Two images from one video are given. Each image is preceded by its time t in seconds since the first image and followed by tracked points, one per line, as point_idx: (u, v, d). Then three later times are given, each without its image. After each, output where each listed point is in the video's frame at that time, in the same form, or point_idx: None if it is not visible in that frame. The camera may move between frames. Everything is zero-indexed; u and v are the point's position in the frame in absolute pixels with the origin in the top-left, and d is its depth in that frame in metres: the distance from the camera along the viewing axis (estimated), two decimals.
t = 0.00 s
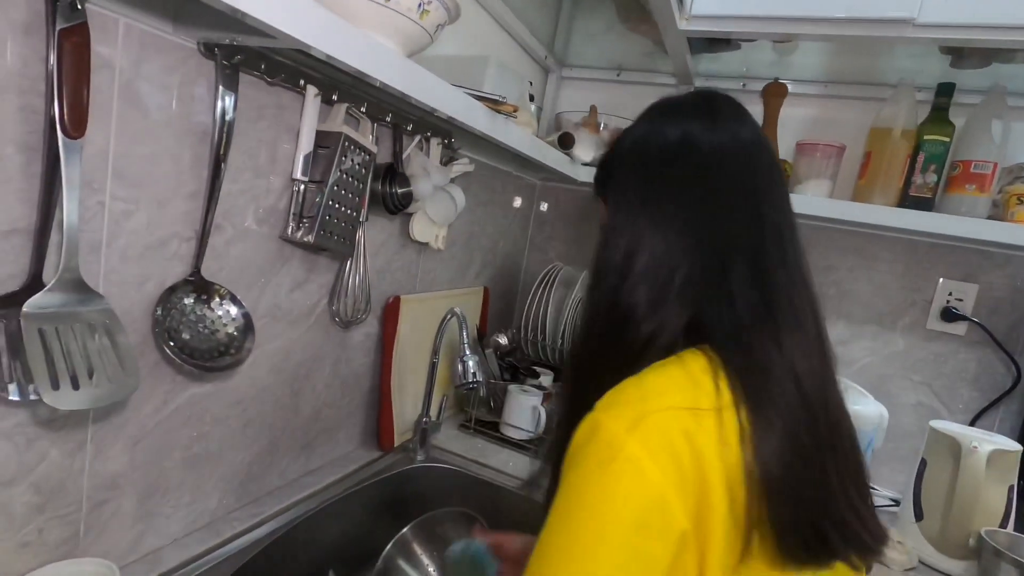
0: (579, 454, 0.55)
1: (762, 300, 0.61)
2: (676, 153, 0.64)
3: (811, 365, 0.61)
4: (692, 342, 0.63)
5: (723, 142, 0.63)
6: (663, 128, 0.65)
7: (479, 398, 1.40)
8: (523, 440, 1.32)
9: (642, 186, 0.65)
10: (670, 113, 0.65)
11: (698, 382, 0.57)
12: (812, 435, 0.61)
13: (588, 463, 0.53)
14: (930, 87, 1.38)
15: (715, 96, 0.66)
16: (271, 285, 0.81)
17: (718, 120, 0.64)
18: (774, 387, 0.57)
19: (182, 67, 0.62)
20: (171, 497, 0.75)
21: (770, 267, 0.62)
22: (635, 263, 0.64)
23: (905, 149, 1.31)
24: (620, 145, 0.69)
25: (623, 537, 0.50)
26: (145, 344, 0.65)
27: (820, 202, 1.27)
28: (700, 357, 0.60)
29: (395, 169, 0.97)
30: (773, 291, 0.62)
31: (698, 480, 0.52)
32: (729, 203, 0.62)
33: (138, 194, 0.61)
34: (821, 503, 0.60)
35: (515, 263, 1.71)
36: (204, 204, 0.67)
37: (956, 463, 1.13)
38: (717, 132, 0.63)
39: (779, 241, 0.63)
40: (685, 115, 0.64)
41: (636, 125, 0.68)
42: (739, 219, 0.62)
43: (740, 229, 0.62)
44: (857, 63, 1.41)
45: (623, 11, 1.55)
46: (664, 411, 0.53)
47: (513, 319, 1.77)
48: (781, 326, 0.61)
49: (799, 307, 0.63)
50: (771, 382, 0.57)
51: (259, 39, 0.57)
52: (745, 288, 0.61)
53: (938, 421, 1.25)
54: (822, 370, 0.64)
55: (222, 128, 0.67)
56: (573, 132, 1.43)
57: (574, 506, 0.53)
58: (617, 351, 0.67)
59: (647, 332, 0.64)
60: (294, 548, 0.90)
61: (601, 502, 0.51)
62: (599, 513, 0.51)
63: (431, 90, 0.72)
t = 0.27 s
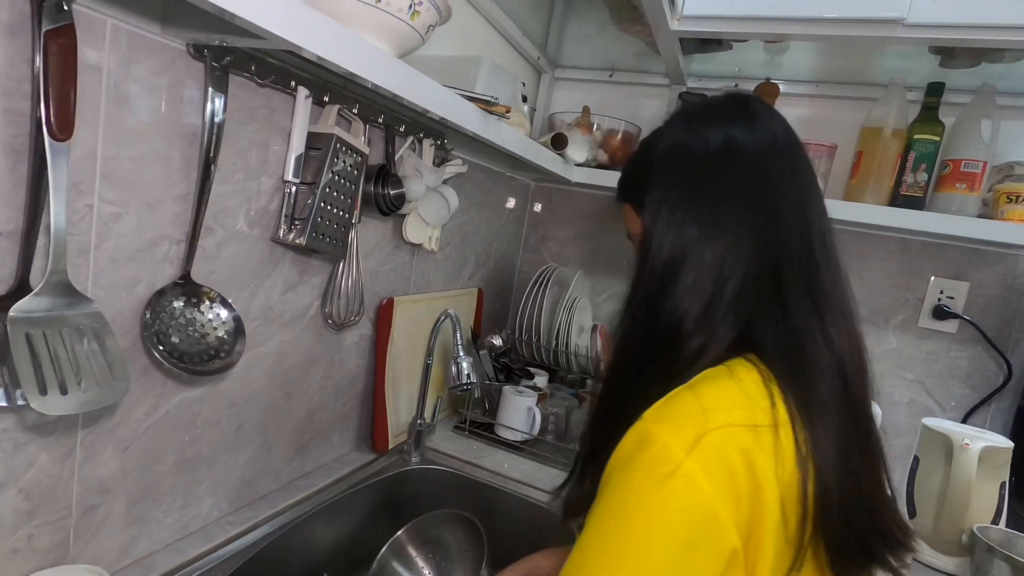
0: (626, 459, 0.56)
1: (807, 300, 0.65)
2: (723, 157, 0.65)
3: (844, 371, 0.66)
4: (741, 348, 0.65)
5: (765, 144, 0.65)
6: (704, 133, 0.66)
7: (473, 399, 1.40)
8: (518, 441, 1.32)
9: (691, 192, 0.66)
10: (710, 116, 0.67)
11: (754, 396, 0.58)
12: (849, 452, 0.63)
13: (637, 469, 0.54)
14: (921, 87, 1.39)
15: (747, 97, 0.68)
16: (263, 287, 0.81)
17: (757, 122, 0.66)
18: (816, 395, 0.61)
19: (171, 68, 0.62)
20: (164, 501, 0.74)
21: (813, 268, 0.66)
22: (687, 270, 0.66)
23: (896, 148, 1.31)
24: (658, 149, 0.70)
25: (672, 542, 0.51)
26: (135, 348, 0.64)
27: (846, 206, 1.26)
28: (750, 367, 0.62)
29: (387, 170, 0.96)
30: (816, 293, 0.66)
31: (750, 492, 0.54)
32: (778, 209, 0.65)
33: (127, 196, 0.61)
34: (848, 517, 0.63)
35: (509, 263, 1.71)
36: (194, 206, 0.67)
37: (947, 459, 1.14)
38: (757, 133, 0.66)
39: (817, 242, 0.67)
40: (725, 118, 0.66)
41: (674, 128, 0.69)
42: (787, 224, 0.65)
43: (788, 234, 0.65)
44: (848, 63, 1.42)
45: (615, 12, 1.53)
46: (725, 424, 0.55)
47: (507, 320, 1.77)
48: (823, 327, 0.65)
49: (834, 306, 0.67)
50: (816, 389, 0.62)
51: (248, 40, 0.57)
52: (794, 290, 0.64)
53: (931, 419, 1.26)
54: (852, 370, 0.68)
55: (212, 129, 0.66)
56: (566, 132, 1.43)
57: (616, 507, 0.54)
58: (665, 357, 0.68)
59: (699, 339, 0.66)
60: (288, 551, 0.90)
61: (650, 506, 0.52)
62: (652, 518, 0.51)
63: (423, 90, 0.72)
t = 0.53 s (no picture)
0: (614, 460, 0.55)
1: (805, 306, 0.67)
2: (726, 165, 0.66)
3: (835, 374, 0.68)
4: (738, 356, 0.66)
5: (765, 152, 0.67)
6: (706, 141, 0.67)
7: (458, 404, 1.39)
8: (503, 446, 1.32)
9: (698, 201, 0.66)
10: (711, 125, 0.68)
11: (745, 406, 0.59)
12: (833, 462, 0.65)
13: (623, 471, 0.53)
14: (898, 93, 1.41)
15: (742, 105, 0.70)
16: (242, 294, 0.79)
17: (755, 130, 0.68)
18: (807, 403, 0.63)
19: (144, 72, 0.61)
20: (139, 514, 0.73)
21: (810, 273, 0.68)
22: (694, 278, 0.66)
23: (874, 154, 1.33)
24: (659, 157, 0.70)
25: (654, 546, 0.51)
26: (108, 358, 0.63)
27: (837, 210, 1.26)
28: (741, 377, 0.63)
29: (369, 175, 0.95)
30: (812, 298, 0.68)
31: (734, 499, 0.55)
32: (779, 217, 0.66)
33: (99, 203, 0.59)
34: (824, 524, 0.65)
35: (493, 267, 1.70)
36: (169, 212, 0.65)
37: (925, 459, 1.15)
38: (756, 140, 0.67)
39: (811, 247, 0.69)
40: (725, 127, 0.67)
41: (674, 135, 0.69)
42: (788, 231, 0.67)
43: (789, 241, 0.66)
44: (826, 69, 1.44)
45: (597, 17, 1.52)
46: (717, 434, 0.55)
47: (492, 323, 1.77)
48: (819, 331, 0.67)
49: (828, 309, 0.70)
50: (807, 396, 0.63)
51: (223, 44, 0.56)
52: (796, 295, 0.66)
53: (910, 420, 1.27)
54: (844, 374, 0.71)
55: (188, 134, 0.65)
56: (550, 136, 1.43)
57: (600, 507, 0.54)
58: (670, 366, 0.68)
59: (706, 346, 0.66)
60: (268, 562, 0.88)
61: (635, 509, 0.52)
62: (636, 520, 0.51)
63: (404, 95, 0.71)
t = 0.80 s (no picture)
0: (594, 455, 0.55)
1: (774, 310, 0.66)
2: (691, 172, 0.66)
3: (809, 377, 0.67)
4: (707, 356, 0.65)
5: (731, 158, 0.67)
6: (672, 149, 0.67)
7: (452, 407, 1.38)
8: (497, 449, 1.31)
9: (662, 206, 0.67)
10: (679, 132, 0.68)
11: (725, 402, 0.59)
12: (812, 461, 0.64)
13: (603, 465, 0.53)
14: (887, 91, 1.42)
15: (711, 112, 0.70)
16: (231, 299, 0.78)
17: (722, 136, 0.67)
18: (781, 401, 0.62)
19: (128, 74, 0.59)
20: (128, 525, 0.71)
21: (778, 278, 0.67)
22: (658, 281, 0.66)
23: (864, 153, 1.34)
24: (628, 164, 0.70)
25: (633, 540, 0.50)
26: (94, 366, 0.61)
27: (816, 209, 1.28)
28: (721, 373, 0.62)
29: (360, 177, 0.95)
30: (783, 300, 0.67)
31: (714, 495, 0.54)
32: (744, 221, 0.66)
33: (83, 207, 0.58)
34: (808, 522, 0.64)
35: (486, 268, 1.70)
36: (155, 216, 0.64)
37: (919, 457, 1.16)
38: (722, 147, 0.67)
39: (781, 252, 0.68)
40: (692, 134, 0.67)
41: (643, 142, 0.70)
42: (754, 236, 0.66)
43: (755, 245, 0.66)
44: (817, 68, 1.44)
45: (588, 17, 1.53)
46: (697, 428, 0.55)
47: (485, 325, 1.76)
48: (790, 335, 0.66)
49: (801, 314, 0.69)
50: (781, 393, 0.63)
51: (208, 44, 0.54)
52: (762, 299, 0.65)
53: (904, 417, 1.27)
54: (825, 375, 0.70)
55: (174, 136, 0.63)
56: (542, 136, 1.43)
57: (579, 501, 0.53)
58: (638, 368, 0.68)
59: (673, 350, 0.66)
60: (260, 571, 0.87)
61: (615, 503, 0.51)
62: (617, 515, 0.51)
63: (395, 96, 0.70)
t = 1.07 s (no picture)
0: (614, 441, 0.52)
1: (792, 293, 0.63)
2: (707, 150, 0.64)
3: (827, 363, 0.64)
4: (721, 338, 0.62)
5: (749, 137, 0.64)
6: (688, 125, 0.65)
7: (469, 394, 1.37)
8: (515, 436, 1.30)
9: (676, 186, 0.64)
10: (695, 108, 0.65)
11: (746, 385, 0.57)
12: (838, 446, 0.62)
13: (624, 450, 0.51)
14: (918, 71, 1.37)
15: (728, 88, 0.67)
16: (249, 284, 0.77)
17: (742, 112, 0.64)
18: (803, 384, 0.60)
19: (145, 53, 0.58)
20: (150, 509, 0.71)
21: (796, 260, 0.65)
22: (670, 263, 0.64)
23: (894, 134, 1.29)
24: (642, 141, 0.68)
25: (656, 528, 0.48)
26: (113, 350, 0.61)
27: (839, 191, 1.24)
28: (743, 356, 0.60)
29: (376, 161, 0.93)
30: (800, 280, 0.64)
31: (737, 481, 0.53)
32: (761, 201, 0.63)
33: (100, 189, 0.57)
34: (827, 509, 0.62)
35: (502, 255, 1.68)
36: (173, 199, 0.63)
37: (949, 447, 1.12)
38: (741, 124, 0.64)
39: (800, 234, 0.66)
40: (709, 110, 0.65)
41: (657, 118, 0.67)
42: (771, 217, 0.64)
43: (772, 226, 0.63)
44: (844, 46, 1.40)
45: None
46: (721, 414, 0.53)
47: (501, 313, 1.74)
48: (808, 319, 0.64)
49: (819, 298, 0.66)
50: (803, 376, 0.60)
51: (223, 20, 0.53)
52: (779, 282, 0.63)
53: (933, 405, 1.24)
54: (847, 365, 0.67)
55: (191, 118, 0.62)
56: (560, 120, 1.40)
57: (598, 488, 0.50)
58: (647, 353, 0.65)
59: (684, 332, 0.63)
60: (281, 556, 0.87)
61: (637, 490, 0.49)
62: (639, 503, 0.49)
63: (411, 74, 0.69)
